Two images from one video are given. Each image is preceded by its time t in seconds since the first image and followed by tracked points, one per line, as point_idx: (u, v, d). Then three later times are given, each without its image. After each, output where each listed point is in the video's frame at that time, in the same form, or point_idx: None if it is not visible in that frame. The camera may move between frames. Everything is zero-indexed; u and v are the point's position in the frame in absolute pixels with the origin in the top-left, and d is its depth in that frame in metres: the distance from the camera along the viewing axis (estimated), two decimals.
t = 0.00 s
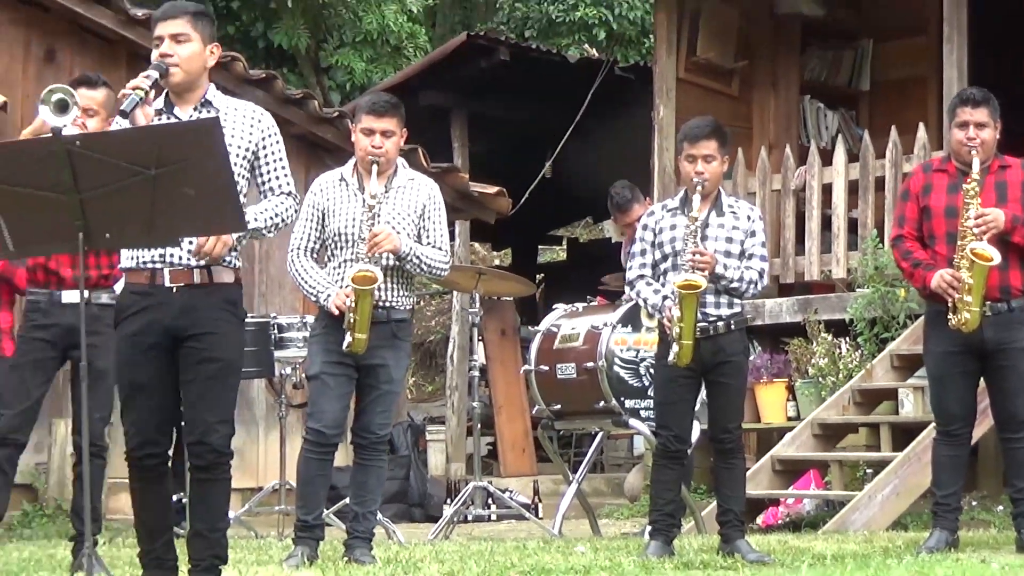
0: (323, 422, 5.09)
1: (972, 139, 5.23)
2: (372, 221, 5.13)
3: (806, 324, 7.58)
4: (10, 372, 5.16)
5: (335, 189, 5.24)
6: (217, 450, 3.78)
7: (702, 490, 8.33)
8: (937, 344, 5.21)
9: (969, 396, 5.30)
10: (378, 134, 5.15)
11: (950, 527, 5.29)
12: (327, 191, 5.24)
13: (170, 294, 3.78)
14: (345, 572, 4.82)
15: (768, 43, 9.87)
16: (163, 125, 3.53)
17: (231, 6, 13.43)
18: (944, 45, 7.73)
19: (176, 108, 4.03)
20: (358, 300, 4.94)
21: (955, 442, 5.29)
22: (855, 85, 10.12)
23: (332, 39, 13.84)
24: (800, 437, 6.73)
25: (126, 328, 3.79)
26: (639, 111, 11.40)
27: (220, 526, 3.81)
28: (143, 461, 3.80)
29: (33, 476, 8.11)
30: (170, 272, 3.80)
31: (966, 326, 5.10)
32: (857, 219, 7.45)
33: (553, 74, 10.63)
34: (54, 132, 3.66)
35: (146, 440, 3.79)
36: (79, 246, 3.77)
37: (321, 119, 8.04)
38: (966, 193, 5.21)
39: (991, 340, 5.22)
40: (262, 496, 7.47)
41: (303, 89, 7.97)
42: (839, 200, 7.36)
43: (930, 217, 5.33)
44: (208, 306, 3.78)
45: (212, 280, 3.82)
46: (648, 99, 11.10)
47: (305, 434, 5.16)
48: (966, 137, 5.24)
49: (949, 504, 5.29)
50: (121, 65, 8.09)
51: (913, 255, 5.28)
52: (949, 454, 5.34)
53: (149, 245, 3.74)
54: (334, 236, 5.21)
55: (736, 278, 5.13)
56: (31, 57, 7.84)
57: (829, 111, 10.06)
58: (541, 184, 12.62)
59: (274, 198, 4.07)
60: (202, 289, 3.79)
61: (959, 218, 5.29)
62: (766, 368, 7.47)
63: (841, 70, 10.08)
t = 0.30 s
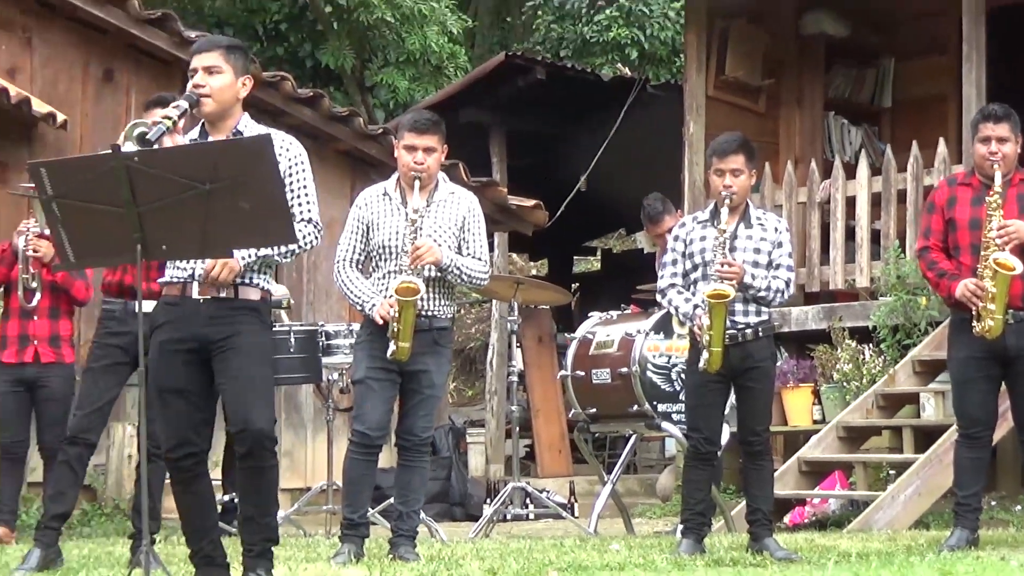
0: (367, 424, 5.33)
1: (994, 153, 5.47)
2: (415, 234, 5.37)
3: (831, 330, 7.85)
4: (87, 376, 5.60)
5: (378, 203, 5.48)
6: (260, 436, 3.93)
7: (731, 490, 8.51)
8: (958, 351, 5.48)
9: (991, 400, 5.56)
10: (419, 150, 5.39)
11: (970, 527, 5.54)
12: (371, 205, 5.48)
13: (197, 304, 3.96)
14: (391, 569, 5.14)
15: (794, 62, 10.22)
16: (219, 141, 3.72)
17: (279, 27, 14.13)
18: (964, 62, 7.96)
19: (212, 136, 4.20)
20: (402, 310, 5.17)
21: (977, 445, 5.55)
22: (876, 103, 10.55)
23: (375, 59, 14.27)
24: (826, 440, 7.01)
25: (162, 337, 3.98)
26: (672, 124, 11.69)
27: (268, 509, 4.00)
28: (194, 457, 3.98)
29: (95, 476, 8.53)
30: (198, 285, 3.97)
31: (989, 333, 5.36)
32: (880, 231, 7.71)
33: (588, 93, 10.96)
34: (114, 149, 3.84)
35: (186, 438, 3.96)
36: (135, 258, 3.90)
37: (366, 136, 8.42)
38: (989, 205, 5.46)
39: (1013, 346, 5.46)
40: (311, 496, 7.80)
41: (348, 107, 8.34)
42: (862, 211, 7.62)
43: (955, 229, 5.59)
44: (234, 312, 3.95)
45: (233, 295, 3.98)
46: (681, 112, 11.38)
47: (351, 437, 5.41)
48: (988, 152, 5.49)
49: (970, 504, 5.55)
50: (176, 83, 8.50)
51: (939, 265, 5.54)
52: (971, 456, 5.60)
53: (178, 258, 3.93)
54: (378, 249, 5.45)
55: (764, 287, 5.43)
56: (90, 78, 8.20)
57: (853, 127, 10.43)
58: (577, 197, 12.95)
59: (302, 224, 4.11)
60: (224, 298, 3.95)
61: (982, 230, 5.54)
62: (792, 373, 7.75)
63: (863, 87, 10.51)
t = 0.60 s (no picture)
0: (411, 423, 5.61)
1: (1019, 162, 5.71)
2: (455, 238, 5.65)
3: (857, 332, 8.06)
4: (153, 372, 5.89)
5: (420, 210, 5.77)
6: (272, 445, 4.12)
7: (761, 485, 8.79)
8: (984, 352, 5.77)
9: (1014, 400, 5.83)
10: (459, 157, 5.66)
11: (993, 521, 5.82)
12: (414, 212, 5.77)
13: (241, 304, 4.22)
14: (433, 561, 5.49)
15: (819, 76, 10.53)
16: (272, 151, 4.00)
17: (327, 42, 14.52)
18: (986, 74, 8.19)
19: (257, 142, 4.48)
20: (444, 307, 5.44)
21: (1000, 443, 5.82)
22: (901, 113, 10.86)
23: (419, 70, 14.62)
24: (852, 437, 7.31)
25: (215, 335, 4.26)
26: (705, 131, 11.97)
27: (286, 516, 4.18)
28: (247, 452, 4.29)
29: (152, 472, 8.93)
30: (243, 286, 4.23)
31: (1013, 335, 5.61)
32: (905, 236, 7.98)
33: (616, 112, 11.29)
34: (170, 159, 4.14)
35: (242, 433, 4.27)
36: (191, 262, 4.18)
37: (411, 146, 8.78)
38: (1014, 213, 5.71)
39: None
40: (357, 491, 8.11)
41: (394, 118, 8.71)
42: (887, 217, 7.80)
43: (981, 235, 5.84)
44: (271, 316, 4.17)
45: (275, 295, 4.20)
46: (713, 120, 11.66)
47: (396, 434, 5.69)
48: (1013, 160, 5.72)
49: (992, 499, 5.83)
50: (228, 89, 8.95)
51: (965, 270, 5.79)
52: (995, 453, 5.88)
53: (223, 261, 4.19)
54: (421, 253, 5.74)
55: (794, 290, 5.73)
56: (145, 89, 8.57)
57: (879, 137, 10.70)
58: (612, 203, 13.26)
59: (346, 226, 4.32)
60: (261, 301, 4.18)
61: (1007, 236, 5.79)
62: (819, 373, 8.00)
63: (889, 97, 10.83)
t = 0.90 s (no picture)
0: (443, 421, 5.96)
1: None
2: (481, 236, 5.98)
3: (869, 332, 8.35)
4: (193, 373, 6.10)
5: (449, 213, 6.11)
6: (310, 434, 4.18)
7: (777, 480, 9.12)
8: (993, 351, 6.07)
9: (1021, 397, 6.15)
10: (486, 161, 6.01)
11: (1000, 513, 6.13)
12: (443, 216, 6.12)
13: (271, 306, 4.28)
14: (463, 551, 5.85)
15: (833, 85, 10.96)
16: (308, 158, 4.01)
17: (361, 53, 15.08)
18: (994, 84, 8.49)
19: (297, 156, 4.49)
20: (470, 296, 5.75)
21: (1009, 438, 6.13)
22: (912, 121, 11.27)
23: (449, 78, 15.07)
24: (864, 433, 7.60)
25: (246, 336, 4.31)
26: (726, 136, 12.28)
27: (324, 503, 4.24)
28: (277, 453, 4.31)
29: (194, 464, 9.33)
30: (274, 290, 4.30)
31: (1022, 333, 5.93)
32: (917, 241, 8.28)
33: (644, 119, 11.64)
34: (212, 165, 4.14)
35: (273, 431, 4.30)
36: (232, 264, 4.20)
37: (442, 153, 9.15)
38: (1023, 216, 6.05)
39: None
40: (390, 484, 8.44)
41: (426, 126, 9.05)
42: (898, 222, 8.03)
43: (991, 238, 6.18)
44: (301, 315, 4.24)
45: (304, 299, 4.26)
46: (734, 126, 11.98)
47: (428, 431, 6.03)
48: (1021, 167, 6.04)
49: (1000, 492, 6.14)
50: (267, 101, 9.34)
51: (976, 272, 6.12)
52: (1004, 448, 6.19)
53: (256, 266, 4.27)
54: (449, 253, 6.07)
55: (810, 290, 6.07)
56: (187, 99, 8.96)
57: (890, 145, 11.12)
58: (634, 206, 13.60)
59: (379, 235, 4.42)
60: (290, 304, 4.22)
61: (1016, 238, 6.12)
62: (834, 371, 8.32)
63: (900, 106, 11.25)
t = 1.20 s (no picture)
0: (467, 415, 6.30)
1: None
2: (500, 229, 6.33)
3: (878, 331, 8.63)
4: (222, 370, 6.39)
5: (470, 213, 6.47)
6: (330, 428, 4.44)
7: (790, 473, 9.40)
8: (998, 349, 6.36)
9: None
10: (506, 160, 6.34)
11: (1004, 505, 6.41)
12: (464, 217, 6.48)
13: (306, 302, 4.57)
14: (488, 540, 6.19)
15: (843, 91, 11.17)
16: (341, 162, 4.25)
17: (389, 63, 15.56)
18: (1000, 92, 8.75)
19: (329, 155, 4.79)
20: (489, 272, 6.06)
21: (1014, 432, 6.42)
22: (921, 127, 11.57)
23: (472, 88, 15.51)
24: (873, 428, 7.90)
25: (286, 332, 4.63)
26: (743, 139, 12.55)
27: (339, 496, 4.45)
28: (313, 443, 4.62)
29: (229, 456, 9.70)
30: (309, 287, 4.59)
31: None
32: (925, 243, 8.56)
33: (657, 134, 11.94)
34: (248, 169, 4.37)
35: (311, 421, 4.61)
36: (267, 263, 4.44)
37: (467, 158, 9.47)
38: None
39: None
40: (417, 476, 8.77)
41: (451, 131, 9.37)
42: (907, 225, 8.31)
43: (996, 239, 6.47)
44: (331, 313, 4.50)
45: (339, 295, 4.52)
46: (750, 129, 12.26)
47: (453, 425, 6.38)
48: None
49: (1005, 485, 6.42)
50: (299, 108, 9.67)
51: (981, 272, 6.41)
52: (1009, 442, 6.47)
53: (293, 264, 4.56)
54: (470, 250, 6.42)
55: (825, 285, 6.39)
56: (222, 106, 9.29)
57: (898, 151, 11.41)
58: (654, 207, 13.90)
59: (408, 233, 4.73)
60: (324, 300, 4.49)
61: (1020, 239, 6.42)
62: (844, 368, 8.61)
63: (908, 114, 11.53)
